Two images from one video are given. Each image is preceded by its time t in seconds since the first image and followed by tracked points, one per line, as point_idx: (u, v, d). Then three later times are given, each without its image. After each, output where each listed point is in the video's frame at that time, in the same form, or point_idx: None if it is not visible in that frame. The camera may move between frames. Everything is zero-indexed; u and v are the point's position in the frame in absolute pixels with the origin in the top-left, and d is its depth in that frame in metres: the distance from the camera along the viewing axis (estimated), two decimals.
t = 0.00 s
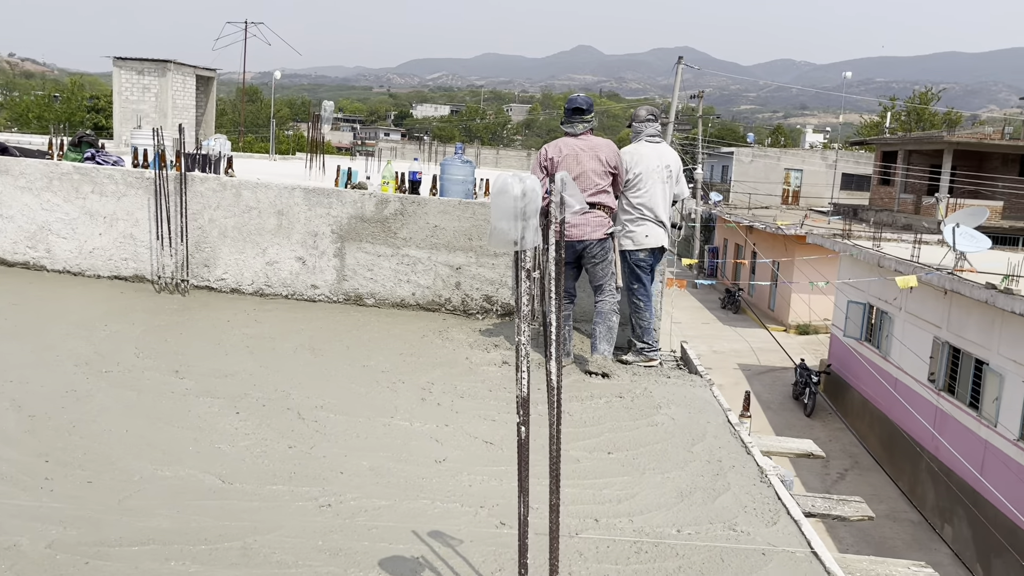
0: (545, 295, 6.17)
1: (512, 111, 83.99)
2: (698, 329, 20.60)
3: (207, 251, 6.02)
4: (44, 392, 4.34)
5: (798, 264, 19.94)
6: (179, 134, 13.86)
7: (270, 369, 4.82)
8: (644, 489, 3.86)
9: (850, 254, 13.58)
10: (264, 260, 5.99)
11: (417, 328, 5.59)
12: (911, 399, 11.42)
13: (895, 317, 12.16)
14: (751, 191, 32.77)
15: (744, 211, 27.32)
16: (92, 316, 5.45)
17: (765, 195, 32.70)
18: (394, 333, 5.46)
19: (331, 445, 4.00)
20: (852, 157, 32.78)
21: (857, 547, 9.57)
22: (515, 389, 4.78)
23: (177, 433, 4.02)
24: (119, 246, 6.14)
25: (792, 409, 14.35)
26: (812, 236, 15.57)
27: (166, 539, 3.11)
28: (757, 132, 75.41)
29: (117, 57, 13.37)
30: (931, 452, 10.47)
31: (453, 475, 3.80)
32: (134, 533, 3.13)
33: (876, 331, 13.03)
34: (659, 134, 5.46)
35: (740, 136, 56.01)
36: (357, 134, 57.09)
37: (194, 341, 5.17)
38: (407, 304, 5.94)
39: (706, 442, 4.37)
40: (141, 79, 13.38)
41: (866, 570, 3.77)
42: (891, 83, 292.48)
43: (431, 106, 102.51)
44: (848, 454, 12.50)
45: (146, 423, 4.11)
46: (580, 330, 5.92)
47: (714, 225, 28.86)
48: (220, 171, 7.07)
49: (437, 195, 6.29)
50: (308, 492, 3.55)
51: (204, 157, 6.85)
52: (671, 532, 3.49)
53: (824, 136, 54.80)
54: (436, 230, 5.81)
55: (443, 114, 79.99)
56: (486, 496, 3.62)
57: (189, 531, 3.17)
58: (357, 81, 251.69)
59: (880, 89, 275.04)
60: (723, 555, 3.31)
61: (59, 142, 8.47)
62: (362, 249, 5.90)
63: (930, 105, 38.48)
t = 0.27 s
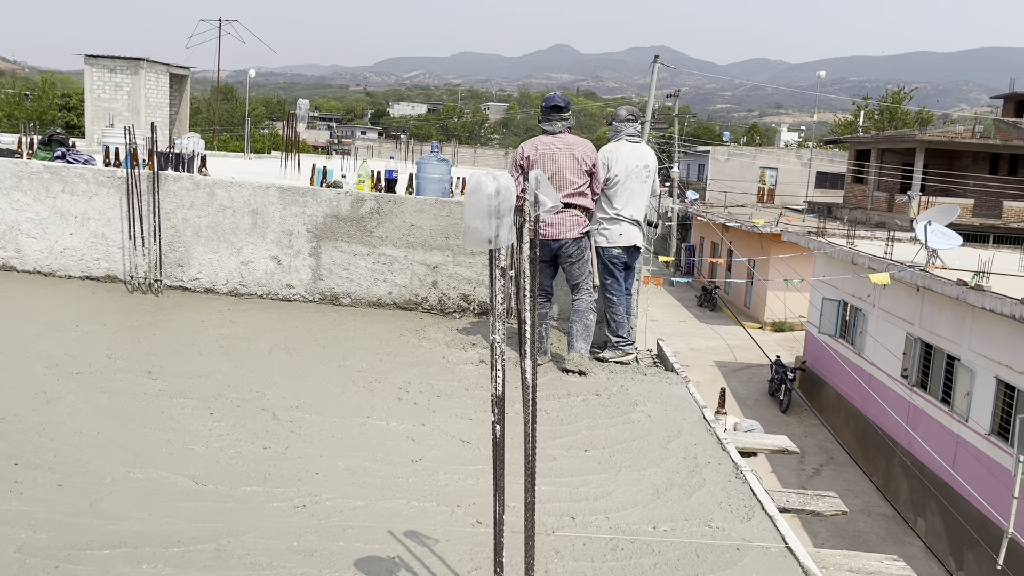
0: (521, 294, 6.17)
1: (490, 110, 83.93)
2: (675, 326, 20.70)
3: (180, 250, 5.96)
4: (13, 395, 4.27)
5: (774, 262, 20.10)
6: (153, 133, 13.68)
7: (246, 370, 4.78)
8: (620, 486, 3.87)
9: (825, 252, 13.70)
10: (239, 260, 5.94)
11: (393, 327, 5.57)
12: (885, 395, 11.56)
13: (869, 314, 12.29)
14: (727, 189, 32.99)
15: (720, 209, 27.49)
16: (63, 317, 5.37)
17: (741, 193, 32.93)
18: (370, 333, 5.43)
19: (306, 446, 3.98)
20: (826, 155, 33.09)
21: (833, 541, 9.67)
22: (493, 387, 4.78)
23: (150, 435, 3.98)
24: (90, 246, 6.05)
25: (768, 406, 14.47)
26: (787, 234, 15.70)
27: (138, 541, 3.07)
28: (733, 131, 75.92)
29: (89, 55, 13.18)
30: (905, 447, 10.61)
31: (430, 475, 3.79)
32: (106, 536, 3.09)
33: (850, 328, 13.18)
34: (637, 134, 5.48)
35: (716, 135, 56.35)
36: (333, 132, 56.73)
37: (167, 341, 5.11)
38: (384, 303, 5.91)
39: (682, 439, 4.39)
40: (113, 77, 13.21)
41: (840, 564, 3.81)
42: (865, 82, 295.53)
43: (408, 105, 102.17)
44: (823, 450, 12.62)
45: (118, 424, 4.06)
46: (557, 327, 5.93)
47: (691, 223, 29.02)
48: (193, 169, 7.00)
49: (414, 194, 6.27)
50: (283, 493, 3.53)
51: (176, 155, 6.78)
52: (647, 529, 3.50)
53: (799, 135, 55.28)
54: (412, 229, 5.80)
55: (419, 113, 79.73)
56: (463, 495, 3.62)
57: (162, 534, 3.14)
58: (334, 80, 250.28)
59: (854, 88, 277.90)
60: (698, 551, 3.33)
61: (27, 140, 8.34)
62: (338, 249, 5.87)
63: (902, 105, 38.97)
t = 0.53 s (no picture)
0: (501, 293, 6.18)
1: (471, 109, 83.87)
2: (656, 324, 20.78)
3: (158, 251, 5.91)
4: None
5: (754, 260, 20.23)
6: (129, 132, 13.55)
7: (223, 371, 4.75)
8: (600, 484, 3.88)
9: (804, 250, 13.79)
10: (217, 260, 5.89)
11: (373, 327, 5.55)
12: (864, 392, 11.65)
13: (848, 311, 12.39)
14: (707, 188, 33.15)
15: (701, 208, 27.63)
16: (38, 319, 5.30)
17: (721, 192, 33.11)
18: (350, 333, 5.41)
19: (285, 447, 3.96)
20: (806, 154, 33.34)
21: (813, 537, 9.74)
22: (473, 386, 4.77)
23: (126, 437, 3.94)
24: (66, 247, 5.98)
25: (748, 403, 14.56)
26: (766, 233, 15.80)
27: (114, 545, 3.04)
28: (713, 130, 76.36)
29: (64, 54, 13.05)
30: (883, 443, 10.71)
31: (409, 475, 3.78)
32: (81, 540, 3.06)
33: (829, 325, 13.28)
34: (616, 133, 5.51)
35: (696, 134, 56.64)
36: (313, 132, 56.44)
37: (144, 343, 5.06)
38: (363, 303, 5.89)
39: (661, 437, 4.40)
40: (89, 76, 13.09)
41: (818, 559, 3.84)
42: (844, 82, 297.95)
43: (389, 105, 101.86)
44: (803, 446, 12.72)
45: (94, 427, 4.01)
46: (537, 326, 5.94)
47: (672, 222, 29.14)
48: (170, 169, 6.95)
49: (394, 193, 6.25)
50: (261, 495, 3.50)
51: (153, 155, 6.72)
52: (627, 527, 3.51)
53: (778, 133, 55.62)
54: (392, 229, 5.78)
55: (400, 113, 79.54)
56: (442, 495, 3.61)
57: (138, 537, 3.11)
58: (315, 79, 249.17)
59: (834, 88, 280.13)
60: (677, 549, 3.34)
61: None
62: (317, 249, 5.84)
63: (880, 103, 39.34)
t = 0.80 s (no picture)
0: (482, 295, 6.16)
1: (453, 111, 83.90)
2: (639, 325, 20.85)
3: (136, 255, 5.86)
4: None
5: (735, 260, 20.36)
6: (107, 135, 13.45)
7: (203, 375, 4.71)
8: (582, 485, 3.88)
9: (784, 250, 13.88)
10: (197, 264, 5.85)
11: (355, 330, 5.53)
12: (844, 391, 11.74)
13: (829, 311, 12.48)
14: (688, 189, 33.32)
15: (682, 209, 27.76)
16: (14, 324, 5.24)
17: (702, 193, 33.28)
18: (331, 336, 5.39)
19: (266, 451, 3.93)
20: (785, 155, 33.59)
21: (796, 536, 9.80)
22: (455, 388, 4.76)
23: (103, 444, 3.89)
24: (43, 252, 5.91)
25: (730, 403, 14.64)
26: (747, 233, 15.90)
27: (91, 552, 3.00)
28: (693, 131, 76.84)
29: (41, 57, 12.93)
30: (864, 441, 10.79)
31: (391, 478, 3.77)
32: (59, 547, 3.02)
33: (810, 324, 13.37)
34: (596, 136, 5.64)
35: (677, 136, 56.92)
36: (294, 134, 56.16)
37: (123, 348, 5.02)
38: (345, 306, 5.87)
39: (644, 437, 4.41)
40: (66, 79, 12.95)
41: (799, 557, 3.86)
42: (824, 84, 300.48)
43: (370, 107, 101.56)
44: (785, 445, 12.80)
45: (72, 433, 3.97)
46: (519, 327, 5.94)
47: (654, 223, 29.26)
48: (148, 173, 6.89)
49: (375, 196, 6.24)
50: (242, 500, 3.48)
51: (130, 158, 6.66)
52: (609, 528, 3.51)
53: (758, 134, 56.02)
54: (374, 231, 5.76)
55: (382, 115, 79.35)
56: (424, 498, 3.60)
57: (117, 544, 3.07)
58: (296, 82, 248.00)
59: (814, 89, 282.35)
60: (659, 548, 3.35)
61: None
62: (297, 251, 5.81)
63: (858, 105, 39.72)
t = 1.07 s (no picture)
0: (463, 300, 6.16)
1: (432, 117, 83.95)
2: (620, 329, 20.92)
3: (114, 263, 5.80)
4: None
5: (714, 264, 20.50)
6: (83, 143, 13.33)
7: (182, 384, 4.67)
8: (564, 490, 3.88)
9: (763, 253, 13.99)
10: (175, 272, 5.80)
11: (335, 337, 5.51)
12: (824, 393, 11.84)
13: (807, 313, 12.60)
14: (668, 194, 33.50)
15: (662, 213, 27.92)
16: None
17: (681, 197, 33.49)
18: (311, 343, 5.37)
19: (246, 459, 3.90)
20: (763, 159, 33.88)
21: (778, 537, 9.86)
22: (435, 395, 4.76)
23: (81, 454, 3.85)
24: (17, 260, 5.82)
25: (712, 406, 14.72)
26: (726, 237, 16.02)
27: (69, 564, 2.97)
28: (672, 136, 77.30)
29: (16, 64, 12.81)
30: (844, 443, 10.88)
31: (373, 485, 3.75)
32: (36, 559, 2.98)
33: (789, 327, 13.48)
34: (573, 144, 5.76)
35: (656, 140, 57.25)
36: (273, 141, 55.91)
37: (101, 357, 4.97)
38: (325, 313, 5.84)
39: (625, 441, 4.43)
40: (42, 86, 12.82)
41: (779, 558, 3.89)
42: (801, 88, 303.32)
43: (350, 113, 101.28)
44: (766, 447, 12.88)
45: (48, 444, 3.92)
46: (501, 332, 5.95)
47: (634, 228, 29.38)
48: (125, 180, 6.83)
49: (355, 202, 6.24)
50: (222, 509, 3.45)
51: (106, 166, 6.60)
52: (592, 532, 3.52)
53: (736, 139, 56.46)
54: (353, 238, 5.75)
55: (362, 121, 79.19)
56: (406, 504, 3.59)
57: (95, 555, 3.04)
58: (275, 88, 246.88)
59: (791, 94, 284.92)
60: (642, 551, 3.36)
61: None
62: (277, 258, 5.79)
63: (834, 109, 40.15)
